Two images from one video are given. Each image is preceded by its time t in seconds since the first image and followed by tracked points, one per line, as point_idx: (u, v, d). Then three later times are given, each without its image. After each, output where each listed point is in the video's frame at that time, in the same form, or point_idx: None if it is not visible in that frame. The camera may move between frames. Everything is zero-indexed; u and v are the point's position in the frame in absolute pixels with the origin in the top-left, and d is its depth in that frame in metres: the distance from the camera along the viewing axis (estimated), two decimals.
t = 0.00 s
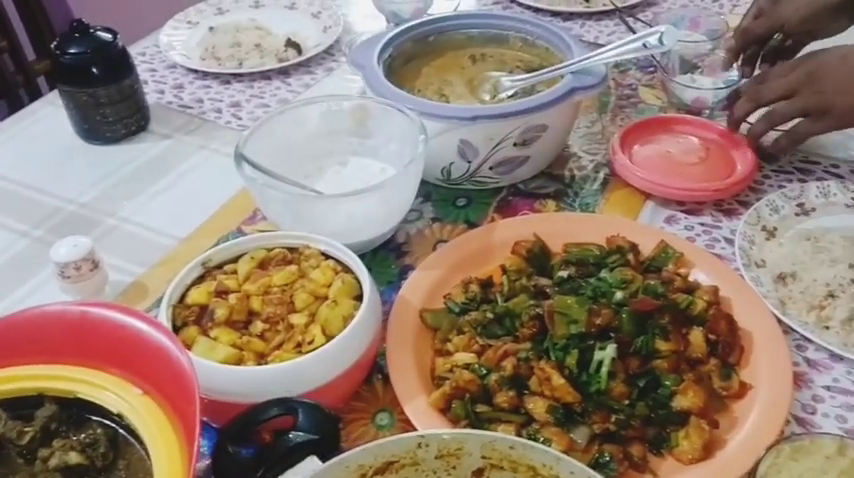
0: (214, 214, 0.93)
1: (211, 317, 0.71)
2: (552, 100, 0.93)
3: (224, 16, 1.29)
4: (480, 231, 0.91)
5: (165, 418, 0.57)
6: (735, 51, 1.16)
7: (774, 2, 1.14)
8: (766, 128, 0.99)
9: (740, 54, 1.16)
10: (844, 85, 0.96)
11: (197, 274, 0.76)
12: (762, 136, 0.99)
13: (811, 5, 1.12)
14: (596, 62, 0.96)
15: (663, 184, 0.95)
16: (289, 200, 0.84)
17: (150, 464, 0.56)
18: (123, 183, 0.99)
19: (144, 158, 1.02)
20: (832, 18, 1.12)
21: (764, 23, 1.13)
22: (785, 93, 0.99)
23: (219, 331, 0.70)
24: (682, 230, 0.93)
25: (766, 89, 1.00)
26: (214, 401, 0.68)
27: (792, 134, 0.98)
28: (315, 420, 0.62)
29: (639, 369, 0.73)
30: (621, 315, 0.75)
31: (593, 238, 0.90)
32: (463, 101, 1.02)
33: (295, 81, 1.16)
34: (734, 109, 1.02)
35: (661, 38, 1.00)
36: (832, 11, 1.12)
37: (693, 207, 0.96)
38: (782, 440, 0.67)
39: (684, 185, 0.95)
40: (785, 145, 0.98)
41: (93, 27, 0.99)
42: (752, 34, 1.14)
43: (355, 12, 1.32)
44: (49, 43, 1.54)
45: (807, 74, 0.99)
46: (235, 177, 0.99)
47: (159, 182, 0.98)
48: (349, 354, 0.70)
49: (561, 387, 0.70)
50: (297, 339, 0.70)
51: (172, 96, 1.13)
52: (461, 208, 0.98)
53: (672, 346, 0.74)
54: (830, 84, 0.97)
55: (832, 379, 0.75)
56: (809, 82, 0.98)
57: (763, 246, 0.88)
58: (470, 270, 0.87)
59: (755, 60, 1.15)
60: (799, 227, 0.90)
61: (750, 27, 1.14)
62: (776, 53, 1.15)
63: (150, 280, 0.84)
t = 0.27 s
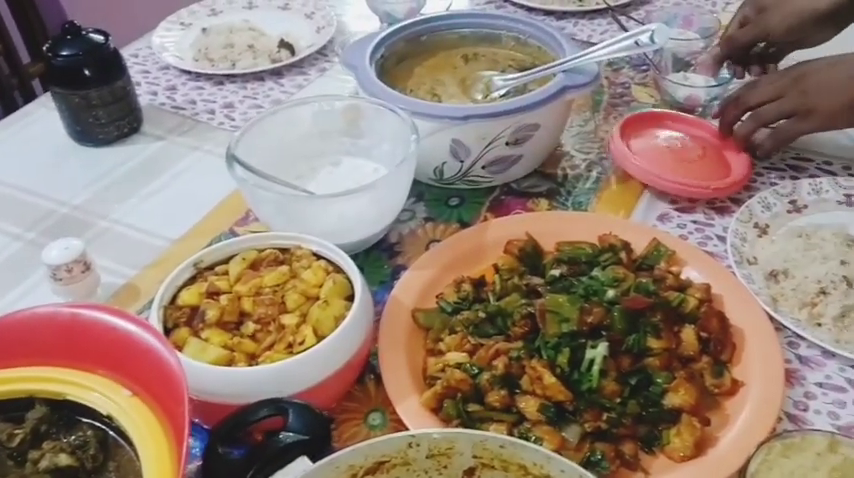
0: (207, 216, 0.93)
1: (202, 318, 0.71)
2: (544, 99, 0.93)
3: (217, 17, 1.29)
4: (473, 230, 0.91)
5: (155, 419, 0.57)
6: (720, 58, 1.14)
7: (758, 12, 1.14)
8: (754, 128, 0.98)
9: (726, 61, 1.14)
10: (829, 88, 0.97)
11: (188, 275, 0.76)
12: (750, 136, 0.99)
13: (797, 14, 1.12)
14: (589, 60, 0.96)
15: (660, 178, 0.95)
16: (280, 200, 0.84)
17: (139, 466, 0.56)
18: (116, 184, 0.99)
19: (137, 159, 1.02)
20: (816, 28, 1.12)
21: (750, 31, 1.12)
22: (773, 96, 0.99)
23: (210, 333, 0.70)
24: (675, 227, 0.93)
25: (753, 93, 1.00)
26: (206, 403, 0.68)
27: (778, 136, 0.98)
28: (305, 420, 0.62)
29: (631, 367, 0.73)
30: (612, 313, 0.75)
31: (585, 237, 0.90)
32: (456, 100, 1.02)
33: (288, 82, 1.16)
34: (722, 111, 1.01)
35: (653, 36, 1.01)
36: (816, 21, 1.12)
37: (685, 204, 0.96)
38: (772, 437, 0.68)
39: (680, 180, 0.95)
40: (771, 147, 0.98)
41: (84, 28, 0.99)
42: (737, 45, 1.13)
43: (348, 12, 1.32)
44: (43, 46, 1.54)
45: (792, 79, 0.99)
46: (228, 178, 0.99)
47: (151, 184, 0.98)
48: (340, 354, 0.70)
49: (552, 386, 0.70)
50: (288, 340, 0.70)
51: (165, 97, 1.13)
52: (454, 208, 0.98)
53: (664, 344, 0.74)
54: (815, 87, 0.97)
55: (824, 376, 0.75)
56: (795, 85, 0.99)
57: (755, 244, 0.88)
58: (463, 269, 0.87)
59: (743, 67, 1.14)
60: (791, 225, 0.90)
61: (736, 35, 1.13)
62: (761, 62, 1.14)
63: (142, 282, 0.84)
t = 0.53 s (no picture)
0: (198, 219, 0.93)
1: (191, 322, 0.71)
2: (533, 99, 0.93)
3: (208, 21, 1.29)
4: (463, 231, 0.91)
5: (142, 423, 0.57)
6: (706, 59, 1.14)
7: (741, 14, 1.15)
8: (735, 125, 0.99)
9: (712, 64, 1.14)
10: (811, 85, 0.97)
11: (177, 279, 0.76)
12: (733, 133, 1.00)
13: (779, 17, 1.12)
14: (578, 60, 0.96)
15: (652, 184, 0.95)
16: (269, 203, 0.84)
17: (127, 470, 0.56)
18: (107, 188, 0.99)
19: (127, 163, 1.02)
20: (797, 31, 1.13)
21: (734, 33, 1.13)
22: (756, 94, 1.00)
23: (199, 336, 0.70)
24: (664, 227, 0.93)
25: (737, 90, 1.01)
26: (195, 406, 0.68)
27: (760, 132, 0.98)
28: (294, 423, 0.62)
29: (619, 366, 0.74)
30: (601, 313, 0.75)
31: (575, 237, 0.90)
32: (446, 101, 1.02)
33: (279, 84, 1.16)
34: (707, 108, 1.03)
35: (641, 36, 1.00)
36: (797, 24, 1.13)
37: (675, 203, 0.96)
38: (760, 436, 0.68)
39: (671, 183, 0.95)
40: (753, 143, 0.99)
41: (74, 33, 0.99)
42: (721, 46, 1.13)
43: (339, 14, 1.33)
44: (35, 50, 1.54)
45: (776, 77, 1.00)
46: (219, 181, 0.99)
47: (142, 188, 0.98)
48: (329, 356, 0.70)
49: (541, 386, 0.71)
50: (277, 343, 0.70)
51: (155, 101, 1.13)
52: (445, 209, 0.98)
53: (653, 343, 0.74)
54: (798, 85, 0.98)
55: (813, 373, 0.76)
56: (778, 83, 1.00)
57: (744, 242, 0.88)
58: (453, 270, 0.88)
59: (729, 65, 1.14)
60: (780, 223, 0.90)
61: (718, 38, 1.14)
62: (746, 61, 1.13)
63: (133, 286, 0.84)
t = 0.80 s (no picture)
0: (185, 223, 0.93)
1: (177, 326, 0.71)
2: (521, 100, 0.93)
3: (196, 24, 1.29)
4: (451, 232, 0.91)
5: (127, 428, 0.57)
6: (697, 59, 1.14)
7: (731, 15, 1.15)
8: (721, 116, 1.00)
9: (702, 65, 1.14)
10: (796, 82, 0.99)
11: (164, 283, 0.76)
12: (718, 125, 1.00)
13: (769, 18, 1.13)
14: (564, 61, 0.96)
15: (644, 181, 0.95)
16: (256, 206, 0.83)
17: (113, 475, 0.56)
18: (95, 193, 0.98)
19: (115, 167, 1.02)
20: (786, 32, 1.14)
21: (724, 34, 1.13)
22: (741, 87, 1.02)
23: (186, 341, 0.70)
24: (652, 226, 0.93)
25: (722, 84, 1.03)
26: (182, 410, 0.68)
27: (743, 126, 1.00)
28: (281, 427, 0.62)
29: (607, 366, 0.74)
30: (589, 313, 0.75)
31: (563, 237, 0.90)
32: (433, 103, 1.02)
33: (267, 87, 1.16)
34: (691, 103, 1.03)
35: (627, 36, 1.00)
36: (786, 26, 1.14)
37: (663, 203, 0.96)
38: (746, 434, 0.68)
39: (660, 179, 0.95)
40: (736, 137, 1.00)
41: (61, 37, 0.99)
42: (710, 47, 1.13)
43: (328, 16, 1.33)
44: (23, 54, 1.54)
45: (760, 74, 1.02)
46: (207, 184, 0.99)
47: (130, 192, 0.98)
48: (316, 359, 0.70)
49: (529, 387, 0.71)
50: (264, 346, 0.70)
51: (144, 105, 1.13)
52: (433, 210, 0.98)
53: (640, 342, 0.74)
54: (782, 81, 1.00)
55: (800, 371, 0.76)
56: (763, 78, 1.02)
57: (732, 241, 0.88)
58: (441, 272, 0.87)
59: (720, 64, 1.13)
60: (767, 221, 0.91)
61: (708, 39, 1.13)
62: (737, 59, 1.13)
63: (120, 290, 0.84)
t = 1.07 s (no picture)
0: (172, 227, 0.93)
1: (163, 331, 0.71)
2: (508, 101, 0.93)
3: (183, 27, 1.29)
4: (439, 234, 0.91)
5: (111, 434, 0.57)
6: (702, 43, 1.17)
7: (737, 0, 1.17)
8: (714, 111, 1.01)
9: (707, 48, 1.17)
10: (791, 79, 1.00)
11: (150, 288, 0.76)
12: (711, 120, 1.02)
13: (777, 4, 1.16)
14: (550, 62, 0.96)
15: (630, 185, 0.95)
16: (242, 210, 0.83)
17: None
18: (81, 198, 0.98)
19: (102, 172, 1.02)
20: (793, 17, 1.18)
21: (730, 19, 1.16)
22: (735, 82, 1.02)
23: (172, 346, 0.70)
24: (640, 227, 0.93)
25: (718, 79, 1.03)
26: (167, 416, 0.68)
27: (733, 121, 1.00)
28: (267, 432, 0.62)
29: (594, 367, 0.73)
30: (575, 314, 0.75)
31: (550, 238, 0.90)
32: (421, 104, 1.02)
33: (255, 90, 1.16)
34: (687, 97, 1.04)
35: (613, 37, 1.00)
36: (793, 12, 1.17)
37: (650, 203, 0.96)
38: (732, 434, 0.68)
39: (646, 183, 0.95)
40: (725, 131, 1.01)
41: (46, 42, 0.99)
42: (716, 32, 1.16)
43: (316, 19, 1.32)
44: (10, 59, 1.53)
45: (755, 70, 1.03)
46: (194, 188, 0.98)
47: (116, 196, 0.98)
48: (303, 363, 0.70)
49: (515, 389, 0.71)
50: (250, 350, 0.70)
51: (130, 108, 1.12)
52: (421, 213, 0.98)
53: (626, 343, 0.74)
54: (778, 78, 1.01)
55: (787, 370, 0.76)
56: (758, 74, 1.02)
57: (718, 241, 0.89)
58: (428, 274, 0.87)
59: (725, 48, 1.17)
60: (754, 221, 0.91)
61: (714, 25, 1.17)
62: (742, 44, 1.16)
63: (107, 295, 0.84)
